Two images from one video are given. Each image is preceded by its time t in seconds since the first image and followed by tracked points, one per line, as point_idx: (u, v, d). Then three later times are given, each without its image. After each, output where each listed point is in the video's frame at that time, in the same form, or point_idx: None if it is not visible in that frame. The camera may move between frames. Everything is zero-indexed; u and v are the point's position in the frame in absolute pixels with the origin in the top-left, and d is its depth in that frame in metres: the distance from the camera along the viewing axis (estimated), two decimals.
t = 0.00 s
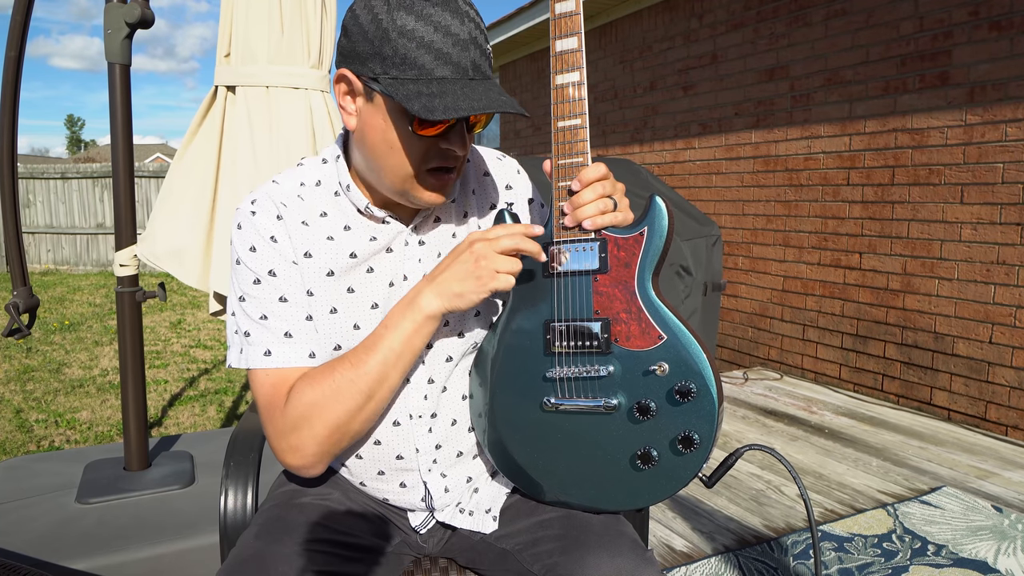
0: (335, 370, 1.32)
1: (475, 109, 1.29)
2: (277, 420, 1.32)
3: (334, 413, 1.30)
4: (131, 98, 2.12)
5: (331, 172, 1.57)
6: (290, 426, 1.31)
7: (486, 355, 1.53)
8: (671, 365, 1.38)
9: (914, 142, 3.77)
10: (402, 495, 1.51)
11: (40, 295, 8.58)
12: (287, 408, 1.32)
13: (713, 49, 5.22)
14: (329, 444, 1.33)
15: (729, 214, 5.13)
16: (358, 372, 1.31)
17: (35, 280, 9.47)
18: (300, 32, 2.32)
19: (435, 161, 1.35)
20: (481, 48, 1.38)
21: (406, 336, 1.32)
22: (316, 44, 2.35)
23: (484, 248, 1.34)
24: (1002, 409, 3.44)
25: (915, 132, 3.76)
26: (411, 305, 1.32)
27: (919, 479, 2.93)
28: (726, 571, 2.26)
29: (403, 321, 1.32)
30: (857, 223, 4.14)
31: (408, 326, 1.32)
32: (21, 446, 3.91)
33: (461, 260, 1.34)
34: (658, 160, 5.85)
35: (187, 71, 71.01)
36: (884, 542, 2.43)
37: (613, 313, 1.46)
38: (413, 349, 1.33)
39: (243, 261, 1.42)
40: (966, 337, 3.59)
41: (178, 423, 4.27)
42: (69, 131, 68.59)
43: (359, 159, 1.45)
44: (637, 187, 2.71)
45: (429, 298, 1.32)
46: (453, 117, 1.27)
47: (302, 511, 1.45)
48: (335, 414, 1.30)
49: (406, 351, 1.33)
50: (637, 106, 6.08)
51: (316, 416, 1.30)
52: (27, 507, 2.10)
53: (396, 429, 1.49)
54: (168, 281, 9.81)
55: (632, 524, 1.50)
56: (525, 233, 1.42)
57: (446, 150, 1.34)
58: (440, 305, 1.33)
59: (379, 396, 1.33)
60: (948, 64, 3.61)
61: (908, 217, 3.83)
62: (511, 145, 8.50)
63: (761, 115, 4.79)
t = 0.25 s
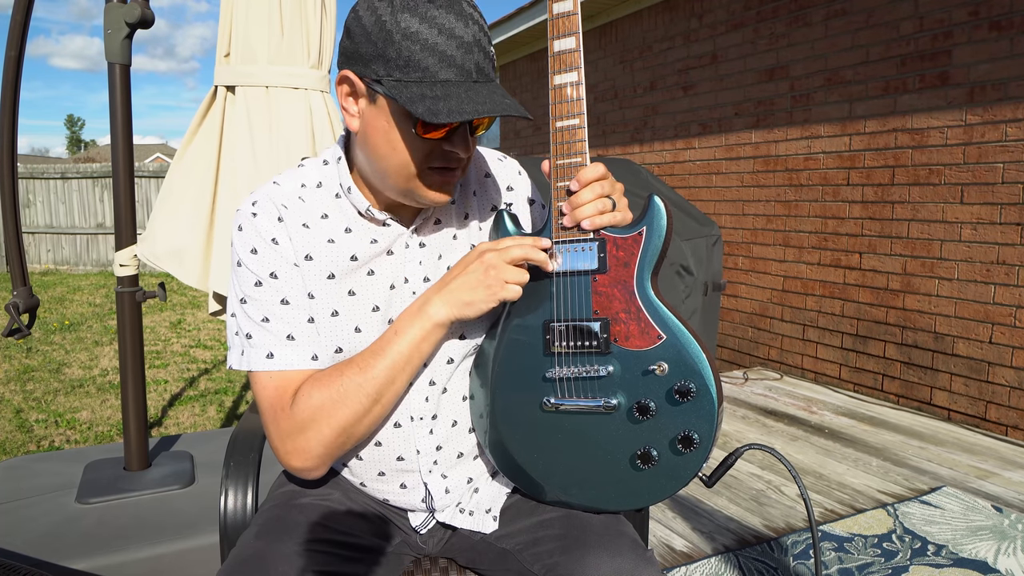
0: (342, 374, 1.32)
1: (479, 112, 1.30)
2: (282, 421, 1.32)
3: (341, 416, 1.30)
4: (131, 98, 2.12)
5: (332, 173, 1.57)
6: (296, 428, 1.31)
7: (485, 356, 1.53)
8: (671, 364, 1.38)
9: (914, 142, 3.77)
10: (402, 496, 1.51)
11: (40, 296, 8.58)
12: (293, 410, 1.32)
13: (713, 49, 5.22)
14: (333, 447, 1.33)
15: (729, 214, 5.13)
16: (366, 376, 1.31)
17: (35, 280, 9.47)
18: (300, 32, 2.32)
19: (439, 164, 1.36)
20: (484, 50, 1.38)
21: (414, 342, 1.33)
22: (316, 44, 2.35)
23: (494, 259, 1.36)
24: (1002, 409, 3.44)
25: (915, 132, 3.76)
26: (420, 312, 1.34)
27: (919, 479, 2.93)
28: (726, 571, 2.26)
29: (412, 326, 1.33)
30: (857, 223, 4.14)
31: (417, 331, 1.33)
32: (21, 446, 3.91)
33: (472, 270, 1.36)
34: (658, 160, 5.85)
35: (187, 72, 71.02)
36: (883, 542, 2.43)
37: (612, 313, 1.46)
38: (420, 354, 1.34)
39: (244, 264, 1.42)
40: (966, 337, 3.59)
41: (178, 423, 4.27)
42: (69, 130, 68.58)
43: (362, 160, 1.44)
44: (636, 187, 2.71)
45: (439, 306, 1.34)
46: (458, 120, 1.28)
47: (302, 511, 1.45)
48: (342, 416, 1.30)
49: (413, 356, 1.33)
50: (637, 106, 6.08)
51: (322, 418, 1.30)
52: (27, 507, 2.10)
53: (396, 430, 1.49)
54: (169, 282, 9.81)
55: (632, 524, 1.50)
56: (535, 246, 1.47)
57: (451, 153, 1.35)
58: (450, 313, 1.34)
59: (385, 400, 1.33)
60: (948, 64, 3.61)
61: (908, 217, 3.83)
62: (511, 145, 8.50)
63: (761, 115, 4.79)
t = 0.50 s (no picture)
0: (342, 374, 1.32)
1: (476, 100, 1.30)
2: (283, 421, 1.32)
3: (341, 416, 1.30)
4: (131, 98, 2.12)
5: (333, 173, 1.57)
6: (296, 428, 1.31)
7: (485, 356, 1.53)
8: (671, 365, 1.38)
9: (914, 142, 3.77)
10: (402, 496, 1.51)
11: (40, 296, 8.58)
12: (293, 410, 1.32)
13: (713, 49, 5.22)
14: (333, 447, 1.33)
15: (729, 214, 5.13)
16: (366, 376, 1.31)
17: (35, 280, 9.47)
18: (300, 32, 2.32)
19: (439, 159, 1.35)
20: (484, 44, 1.38)
21: (413, 342, 1.33)
22: (316, 43, 2.35)
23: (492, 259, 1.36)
24: (1002, 409, 3.44)
25: (915, 132, 3.76)
26: (420, 312, 1.33)
27: (919, 479, 2.93)
28: (726, 571, 2.26)
29: (412, 326, 1.33)
30: (857, 223, 4.14)
31: (417, 331, 1.33)
32: (21, 446, 3.91)
33: (472, 269, 1.36)
34: (658, 160, 5.85)
35: (187, 72, 71.03)
36: (884, 542, 2.43)
37: (612, 314, 1.46)
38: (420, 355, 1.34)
39: (245, 263, 1.42)
40: (966, 337, 3.59)
41: (178, 423, 4.27)
42: (69, 130, 68.59)
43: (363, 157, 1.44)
44: (636, 187, 2.71)
45: (438, 306, 1.34)
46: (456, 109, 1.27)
47: (302, 511, 1.45)
48: (341, 416, 1.30)
49: (413, 356, 1.33)
50: (637, 106, 6.08)
51: (322, 418, 1.30)
52: (27, 508, 2.10)
53: (396, 430, 1.49)
54: (169, 281, 9.81)
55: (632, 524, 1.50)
56: (536, 249, 1.46)
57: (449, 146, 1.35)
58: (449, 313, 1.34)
59: (385, 401, 1.33)
60: (948, 64, 3.61)
61: (908, 217, 3.83)
62: (511, 145, 8.50)
63: (761, 115, 4.79)
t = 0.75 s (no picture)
0: (342, 374, 1.32)
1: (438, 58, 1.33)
2: (283, 422, 1.32)
3: (341, 416, 1.30)
4: (131, 98, 2.12)
5: (333, 173, 1.57)
6: (296, 428, 1.31)
7: (485, 356, 1.53)
8: (671, 365, 1.38)
9: (914, 142, 3.77)
10: (402, 496, 1.51)
11: (40, 296, 8.58)
12: (293, 411, 1.32)
13: (713, 49, 5.22)
14: (333, 447, 1.33)
15: (729, 214, 5.13)
16: (366, 376, 1.31)
17: (35, 280, 9.47)
18: (300, 32, 2.32)
19: (416, 140, 1.37)
20: (460, 18, 1.38)
21: (413, 342, 1.33)
22: (316, 43, 2.35)
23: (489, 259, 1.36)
24: (1002, 409, 3.44)
25: (915, 132, 3.76)
26: (419, 313, 1.33)
27: (919, 479, 2.93)
28: (726, 571, 2.26)
29: (412, 327, 1.33)
30: (857, 223, 4.14)
31: (417, 332, 1.33)
32: (21, 446, 3.91)
33: (469, 268, 1.36)
34: (658, 160, 5.85)
35: (187, 72, 71.04)
36: (884, 542, 2.43)
37: (612, 313, 1.46)
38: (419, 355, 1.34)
39: (245, 263, 1.42)
40: (966, 337, 3.59)
41: (178, 423, 4.27)
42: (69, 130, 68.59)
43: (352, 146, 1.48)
44: (636, 187, 2.70)
45: (438, 307, 1.34)
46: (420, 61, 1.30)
47: (302, 511, 1.45)
48: (341, 417, 1.30)
49: (413, 357, 1.33)
50: (637, 106, 6.08)
51: (322, 418, 1.30)
52: (27, 508, 2.10)
53: (396, 430, 1.49)
54: (169, 281, 9.81)
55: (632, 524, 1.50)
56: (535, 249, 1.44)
57: (425, 128, 1.37)
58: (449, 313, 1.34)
59: (385, 401, 1.33)
60: (948, 64, 3.61)
61: (908, 218, 3.83)
62: (511, 145, 8.50)
63: (761, 115, 4.79)
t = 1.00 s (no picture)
0: (341, 375, 1.32)
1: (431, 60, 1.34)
2: (281, 421, 1.32)
3: (339, 417, 1.30)
4: (131, 98, 2.12)
5: (331, 172, 1.56)
6: (295, 427, 1.31)
7: (485, 356, 1.53)
8: (670, 364, 1.39)
9: (914, 142, 3.77)
10: (402, 496, 1.51)
11: (40, 295, 8.58)
12: (291, 411, 1.32)
13: (713, 49, 5.22)
14: (331, 447, 1.33)
15: (729, 214, 5.13)
16: (364, 376, 1.31)
17: (35, 280, 9.47)
18: (300, 32, 2.32)
19: (401, 140, 1.37)
20: (453, 23, 1.38)
21: (411, 342, 1.32)
22: (316, 43, 2.36)
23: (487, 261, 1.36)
24: (1002, 409, 3.44)
25: (915, 132, 3.76)
26: (418, 313, 1.33)
27: (919, 479, 2.93)
28: (726, 571, 2.26)
29: (411, 327, 1.33)
30: (857, 223, 4.14)
31: (415, 333, 1.32)
32: (21, 446, 3.91)
33: (467, 269, 1.36)
34: (658, 160, 5.85)
35: (187, 72, 71.06)
36: (884, 542, 2.43)
37: (612, 313, 1.46)
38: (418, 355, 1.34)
39: (244, 263, 1.42)
40: (966, 337, 3.59)
41: (178, 423, 4.27)
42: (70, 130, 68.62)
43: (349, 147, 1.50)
44: (636, 187, 2.70)
45: (436, 307, 1.34)
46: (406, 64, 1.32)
47: (302, 511, 1.45)
48: (339, 417, 1.30)
49: (412, 357, 1.33)
50: (637, 106, 6.08)
51: (320, 418, 1.30)
52: (27, 507, 2.10)
53: (396, 430, 1.49)
54: (168, 281, 9.81)
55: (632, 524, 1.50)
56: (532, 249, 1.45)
57: (411, 129, 1.36)
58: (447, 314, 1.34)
59: (384, 401, 1.33)
60: (948, 64, 3.61)
61: (908, 217, 3.83)
62: (511, 145, 8.50)
63: (761, 115, 4.79)
